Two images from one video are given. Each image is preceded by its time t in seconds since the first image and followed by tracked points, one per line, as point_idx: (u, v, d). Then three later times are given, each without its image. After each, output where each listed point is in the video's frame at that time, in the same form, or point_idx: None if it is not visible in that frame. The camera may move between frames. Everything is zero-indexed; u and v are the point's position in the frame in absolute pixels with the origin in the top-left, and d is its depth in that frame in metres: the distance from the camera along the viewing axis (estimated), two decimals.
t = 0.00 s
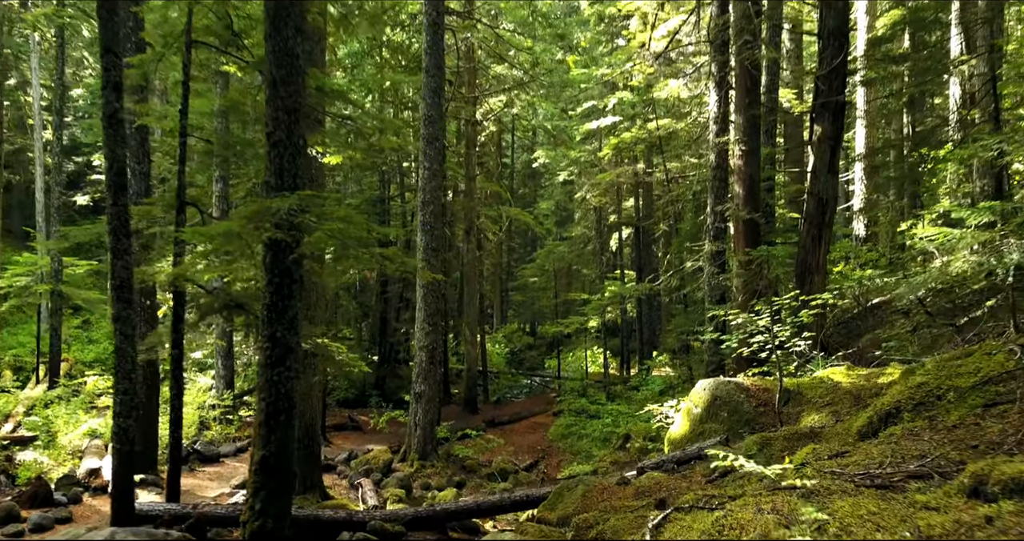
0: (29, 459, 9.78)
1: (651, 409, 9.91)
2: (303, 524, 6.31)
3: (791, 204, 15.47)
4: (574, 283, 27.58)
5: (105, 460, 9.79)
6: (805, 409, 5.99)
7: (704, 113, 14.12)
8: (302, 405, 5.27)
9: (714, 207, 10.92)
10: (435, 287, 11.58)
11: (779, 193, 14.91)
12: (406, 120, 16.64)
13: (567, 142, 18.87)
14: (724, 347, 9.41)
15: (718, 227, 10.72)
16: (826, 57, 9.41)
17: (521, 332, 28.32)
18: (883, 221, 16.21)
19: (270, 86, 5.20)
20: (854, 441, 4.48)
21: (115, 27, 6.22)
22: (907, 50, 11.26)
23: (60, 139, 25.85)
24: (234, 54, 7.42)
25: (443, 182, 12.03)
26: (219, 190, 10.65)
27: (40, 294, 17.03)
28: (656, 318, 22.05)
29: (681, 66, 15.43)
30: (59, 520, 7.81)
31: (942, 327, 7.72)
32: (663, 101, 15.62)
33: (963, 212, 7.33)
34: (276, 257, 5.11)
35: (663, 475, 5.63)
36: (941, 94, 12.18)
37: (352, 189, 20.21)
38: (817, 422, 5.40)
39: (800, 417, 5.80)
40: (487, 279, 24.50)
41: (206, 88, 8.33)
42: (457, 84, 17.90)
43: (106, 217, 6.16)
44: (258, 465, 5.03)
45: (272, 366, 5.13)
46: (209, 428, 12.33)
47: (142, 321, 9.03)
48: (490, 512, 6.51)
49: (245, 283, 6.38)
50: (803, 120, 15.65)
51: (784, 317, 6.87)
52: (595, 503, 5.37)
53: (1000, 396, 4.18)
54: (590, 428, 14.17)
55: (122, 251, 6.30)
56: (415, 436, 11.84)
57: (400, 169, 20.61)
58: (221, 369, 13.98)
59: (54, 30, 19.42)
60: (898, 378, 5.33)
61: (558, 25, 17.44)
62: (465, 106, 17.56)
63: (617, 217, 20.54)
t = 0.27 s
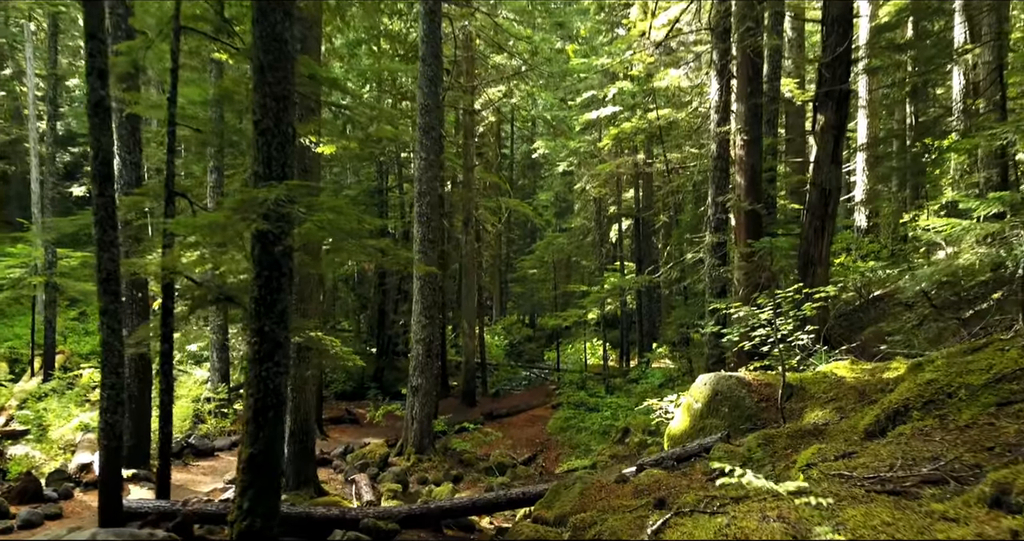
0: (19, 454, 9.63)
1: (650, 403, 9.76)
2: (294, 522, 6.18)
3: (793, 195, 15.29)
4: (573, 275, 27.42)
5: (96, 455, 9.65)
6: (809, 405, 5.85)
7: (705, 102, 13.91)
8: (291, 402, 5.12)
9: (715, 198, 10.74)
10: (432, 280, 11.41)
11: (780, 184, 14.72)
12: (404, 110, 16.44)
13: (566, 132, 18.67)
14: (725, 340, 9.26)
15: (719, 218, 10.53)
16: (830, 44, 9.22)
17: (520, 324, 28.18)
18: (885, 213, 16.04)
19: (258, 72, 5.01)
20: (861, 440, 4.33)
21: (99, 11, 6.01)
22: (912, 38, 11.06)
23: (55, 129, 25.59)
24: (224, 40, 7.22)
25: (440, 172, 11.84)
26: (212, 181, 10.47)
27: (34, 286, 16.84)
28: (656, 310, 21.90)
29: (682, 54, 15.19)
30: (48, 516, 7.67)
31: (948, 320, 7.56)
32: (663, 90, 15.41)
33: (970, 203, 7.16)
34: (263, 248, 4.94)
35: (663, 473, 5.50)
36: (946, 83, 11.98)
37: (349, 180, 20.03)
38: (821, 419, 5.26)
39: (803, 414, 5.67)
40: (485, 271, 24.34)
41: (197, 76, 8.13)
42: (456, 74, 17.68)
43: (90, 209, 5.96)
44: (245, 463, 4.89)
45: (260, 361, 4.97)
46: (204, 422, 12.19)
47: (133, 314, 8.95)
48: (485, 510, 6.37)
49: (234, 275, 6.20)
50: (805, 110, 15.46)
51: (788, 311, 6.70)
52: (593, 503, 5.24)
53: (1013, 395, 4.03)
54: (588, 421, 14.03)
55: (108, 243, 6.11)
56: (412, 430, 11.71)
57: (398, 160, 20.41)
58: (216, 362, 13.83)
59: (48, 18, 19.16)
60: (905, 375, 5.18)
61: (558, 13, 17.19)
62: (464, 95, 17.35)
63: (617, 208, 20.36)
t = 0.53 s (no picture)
0: (9, 448, 9.47)
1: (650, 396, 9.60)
2: (284, 520, 6.03)
3: (795, 185, 15.08)
4: (572, 265, 27.24)
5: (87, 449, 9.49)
6: (814, 400, 5.68)
7: (706, 90, 13.67)
8: (278, 398, 4.95)
9: (716, 187, 10.54)
10: (428, 271, 11.23)
11: (782, 173, 14.51)
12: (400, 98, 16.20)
13: (565, 121, 18.43)
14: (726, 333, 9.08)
15: (720, 208, 10.33)
16: (835, 29, 8.99)
17: (519, 314, 28.01)
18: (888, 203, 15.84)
19: (242, 56, 4.80)
20: (870, 441, 4.11)
21: None
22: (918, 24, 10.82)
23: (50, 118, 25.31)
24: (211, 24, 6.99)
25: (436, 161, 11.61)
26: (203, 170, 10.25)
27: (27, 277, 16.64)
28: (655, 300, 21.73)
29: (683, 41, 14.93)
30: (36, 512, 7.53)
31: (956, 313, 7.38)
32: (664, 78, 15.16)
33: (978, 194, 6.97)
34: (248, 239, 4.75)
35: (662, 470, 5.35)
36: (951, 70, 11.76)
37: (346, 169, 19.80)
38: (826, 416, 5.07)
39: (807, 410, 5.50)
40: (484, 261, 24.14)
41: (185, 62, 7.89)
42: (454, 61, 17.42)
43: (72, 198, 5.76)
44: (230, 462, 4.73)
45: (245, 356, 4.80)
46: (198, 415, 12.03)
47: (123, 306, 8.80)
48: (480, 507, 6.22)
49: (222, 266, 6.01)
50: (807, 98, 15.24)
51: (791, 304, 6.51)
52: (590, 502, 5.09)
53: None
54: (587, 413, 13.89)
55: (91, 233, 5.89)
56: (408, 423, 11.56)
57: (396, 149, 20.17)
58: (210, 353, 13.66)
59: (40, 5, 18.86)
60: (914, 371, 4.99)
61: None
62: (462, 83, 17.09)
63: (617, 198, 20.15)
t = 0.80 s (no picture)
0: None
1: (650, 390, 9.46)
2: (275, 518, 5.91)
3: (797, 176, 14.89)
4: (572, 257, 27.06)
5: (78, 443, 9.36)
6: (817, 396, 5.54)
7: (707, 79, 13.46)
8: (265, 395, 4.80)
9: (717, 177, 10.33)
10: (425, 263, 11.07)
11: (784, 163, 14.32)
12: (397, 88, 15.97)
13: (565, 111, 18.24)
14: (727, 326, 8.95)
15: (722, 199, 10.15)
16: (839, 17, 8.80)
17: (518, 306, 27.88)
18: (890, 194, 15.65)
19: (227, 41, 4.62)
20: (878, 443, 3.95)
21: None
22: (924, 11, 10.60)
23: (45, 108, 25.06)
24: (200, 8, 6.78)
25: (432, 152, 11.42)
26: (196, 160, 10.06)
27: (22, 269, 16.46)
28: (655, 292, 21.58)
29: (684, 30, 14.70)
30: (25, 508, 7.39)
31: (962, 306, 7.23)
32: (664, 67, 14.95)
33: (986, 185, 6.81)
34: (234, 232, 4.59)
35: (661, 468, 5.22)
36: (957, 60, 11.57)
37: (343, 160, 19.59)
38: (831, 414, 4.92)
39: (811, 407, 5.36)
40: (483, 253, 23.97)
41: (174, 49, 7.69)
42: (452, 51, 17.21)
43: (55, 189, 5.59)
44: (216, 461, 4.60)
45: (232, 353, 4.65)
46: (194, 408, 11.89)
47: (115, 299, 8.73)
48: (475, 505, 6.09)
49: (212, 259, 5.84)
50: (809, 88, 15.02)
51: (794, 297, 6.36)
52: (587, 501, 4.96)
53: None
54: (586, 406, 13.75)
55: (75, 225, 5.70)
56: (405, 417, 11.43)
57: (393, 140, 19.96)
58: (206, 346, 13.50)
59: None
60: (923, 370, 4.84)
61: None
62: (460, 73, 16.88)
63: (616, 189, 19.98)
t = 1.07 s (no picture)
0: None
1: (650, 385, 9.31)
2: (266, 517, 5.76)
3: (799, 167, 14.71)
4: (571, 249, 26.88)
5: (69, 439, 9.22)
6: (821, 393, 5.39)
7: (709, 69, 13.25)
8: (252, 393, 4.65)
9: (718, 168, 10.15)
10: (421, 255, 10.91)
11: (786, 154, 14.13)
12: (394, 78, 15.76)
13: (564, 101, 18.03)
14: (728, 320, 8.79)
15: (723, 190, 9.98)
16: (843, 4, 8.60)
17: (517, 298, 27.72)
18: (893, 185, 15.46)
19: (210, 26, 4.44)
20: (887, 445, 3.79)
21: None
22: None
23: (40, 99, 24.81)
24: None
25: (428, 142, 11.22)
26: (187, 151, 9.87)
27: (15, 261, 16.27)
28: (655, 284, 21.42)
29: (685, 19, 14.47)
30: (14, 506, 7.25)
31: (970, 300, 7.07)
32: (665, 57, 14.73)
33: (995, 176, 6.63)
34: (219, 224, 4.44)
35: (661, 467, 5.09)
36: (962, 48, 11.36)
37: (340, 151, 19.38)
38: (836, 412, 4.77)
39: (815, 404, 5.22)
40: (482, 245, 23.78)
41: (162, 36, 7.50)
42: (449, 40, 16.98)
43: (37, 180, 5.43)
44: (202, 461, 4.45)
45: (217, 349, 4.50)
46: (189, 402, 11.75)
47: (105, 292, 8.59)
48: (471, 504, 5.96)
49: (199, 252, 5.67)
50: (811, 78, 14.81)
51: (798, 291, 6.20)
52: (585, 501, 4.82)
53: None
54: (585, 400, 13.61)
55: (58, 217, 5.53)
56: (402, 411, 11.29)
57: (390, 130, 19.75)
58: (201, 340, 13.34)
59: None
60: (932, 368, 4.68)
61: None
62: (458, 63, 16.66)
63: (616, 180, 19.79)
